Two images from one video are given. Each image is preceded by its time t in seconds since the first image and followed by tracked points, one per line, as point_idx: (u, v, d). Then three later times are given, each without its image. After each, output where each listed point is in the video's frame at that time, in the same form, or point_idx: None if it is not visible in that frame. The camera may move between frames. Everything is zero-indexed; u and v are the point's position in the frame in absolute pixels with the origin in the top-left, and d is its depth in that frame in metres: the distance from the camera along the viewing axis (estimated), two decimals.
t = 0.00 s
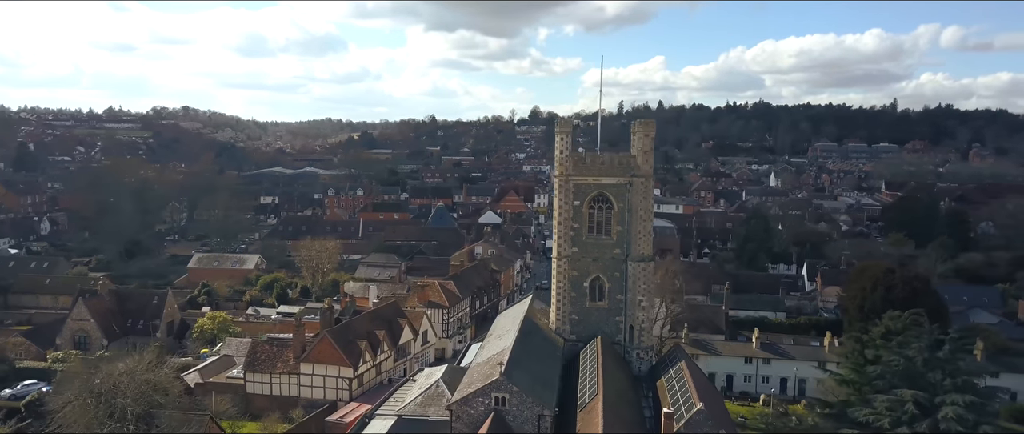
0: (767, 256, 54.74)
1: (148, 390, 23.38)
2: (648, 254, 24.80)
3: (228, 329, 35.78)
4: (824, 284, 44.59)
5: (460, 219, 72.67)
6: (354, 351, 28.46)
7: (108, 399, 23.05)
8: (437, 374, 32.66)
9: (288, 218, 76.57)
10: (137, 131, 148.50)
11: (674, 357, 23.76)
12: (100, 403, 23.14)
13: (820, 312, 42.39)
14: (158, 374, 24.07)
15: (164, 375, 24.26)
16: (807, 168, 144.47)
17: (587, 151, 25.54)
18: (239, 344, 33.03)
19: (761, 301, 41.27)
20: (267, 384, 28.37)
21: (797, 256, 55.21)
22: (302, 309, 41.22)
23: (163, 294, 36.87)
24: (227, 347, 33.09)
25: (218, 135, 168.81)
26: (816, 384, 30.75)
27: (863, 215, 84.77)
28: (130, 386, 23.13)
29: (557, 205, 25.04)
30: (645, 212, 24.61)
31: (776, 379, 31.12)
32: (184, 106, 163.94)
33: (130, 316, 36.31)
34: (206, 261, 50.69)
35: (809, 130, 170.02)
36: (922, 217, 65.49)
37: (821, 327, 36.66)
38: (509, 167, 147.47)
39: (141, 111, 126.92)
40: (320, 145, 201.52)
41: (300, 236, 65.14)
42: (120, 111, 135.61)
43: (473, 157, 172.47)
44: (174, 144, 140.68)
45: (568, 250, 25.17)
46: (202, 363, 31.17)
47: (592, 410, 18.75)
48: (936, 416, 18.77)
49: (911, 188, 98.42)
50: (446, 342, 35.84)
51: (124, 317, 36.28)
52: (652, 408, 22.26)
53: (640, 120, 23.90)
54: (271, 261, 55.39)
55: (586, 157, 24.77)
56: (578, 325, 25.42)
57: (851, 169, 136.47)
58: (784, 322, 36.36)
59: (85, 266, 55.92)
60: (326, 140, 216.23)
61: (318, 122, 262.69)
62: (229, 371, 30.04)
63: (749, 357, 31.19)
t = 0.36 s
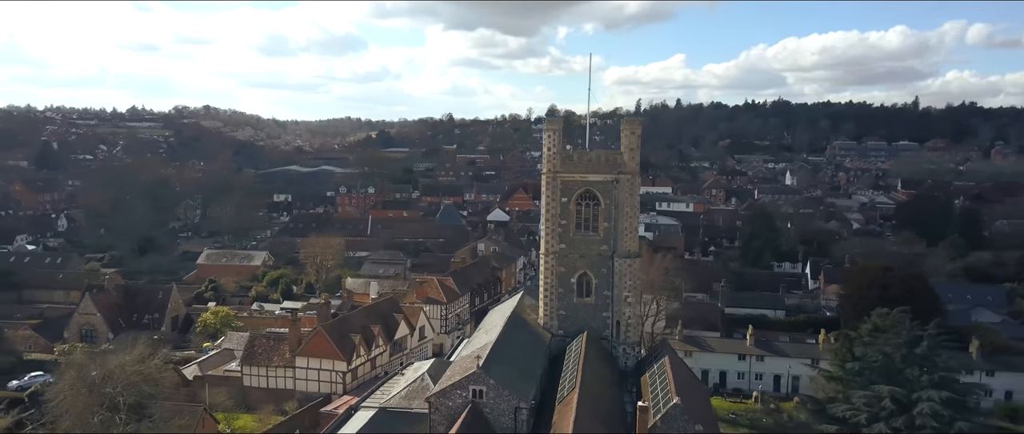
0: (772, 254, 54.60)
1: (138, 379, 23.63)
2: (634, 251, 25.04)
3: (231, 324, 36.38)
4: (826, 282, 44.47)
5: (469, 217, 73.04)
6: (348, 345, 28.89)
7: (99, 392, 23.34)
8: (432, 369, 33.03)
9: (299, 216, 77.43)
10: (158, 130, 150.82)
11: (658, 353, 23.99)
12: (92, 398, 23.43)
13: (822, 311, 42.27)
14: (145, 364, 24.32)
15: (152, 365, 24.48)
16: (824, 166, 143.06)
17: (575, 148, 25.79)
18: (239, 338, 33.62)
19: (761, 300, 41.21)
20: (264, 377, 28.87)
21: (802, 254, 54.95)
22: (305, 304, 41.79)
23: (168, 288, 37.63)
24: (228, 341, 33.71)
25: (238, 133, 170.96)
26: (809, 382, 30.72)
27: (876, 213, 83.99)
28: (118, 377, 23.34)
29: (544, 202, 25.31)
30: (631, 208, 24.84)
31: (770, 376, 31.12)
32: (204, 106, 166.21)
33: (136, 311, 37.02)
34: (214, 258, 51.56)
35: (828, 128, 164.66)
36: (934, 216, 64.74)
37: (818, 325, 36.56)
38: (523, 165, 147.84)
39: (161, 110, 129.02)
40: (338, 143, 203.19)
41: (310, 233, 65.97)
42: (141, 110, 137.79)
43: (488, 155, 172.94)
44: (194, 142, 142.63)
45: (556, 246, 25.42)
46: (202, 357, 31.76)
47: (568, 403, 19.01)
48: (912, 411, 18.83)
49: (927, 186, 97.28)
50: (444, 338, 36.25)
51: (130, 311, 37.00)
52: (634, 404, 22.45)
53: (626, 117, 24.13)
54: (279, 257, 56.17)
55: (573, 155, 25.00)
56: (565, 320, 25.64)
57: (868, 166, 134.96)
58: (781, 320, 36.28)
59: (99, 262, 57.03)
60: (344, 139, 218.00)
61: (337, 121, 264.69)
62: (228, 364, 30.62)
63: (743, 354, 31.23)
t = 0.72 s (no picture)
0: (799, 253, 53.84)
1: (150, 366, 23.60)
2: (639, 247, 25.14)
3: (254, 317, 37.38)
4: (850, 282, 43.75)
5: (498, 214, 73.47)
6: (362, 339, 29.48)
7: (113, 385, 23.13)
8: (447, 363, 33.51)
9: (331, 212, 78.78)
10: (201, 129, 154.85)
11: (662, 350, 24.02)
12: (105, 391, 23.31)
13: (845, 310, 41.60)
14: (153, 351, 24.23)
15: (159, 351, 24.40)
16: (864, 163, 139.81)
17: (581, 144, 25.96)
18: (260, 331, 34.54)
19: (781, 298, 40.74)
20: (280, 368, 29.61)
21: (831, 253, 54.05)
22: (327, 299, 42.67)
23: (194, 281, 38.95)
24: (249, 333, 34.64)
25: (279, 132, 174.54)
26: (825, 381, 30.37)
27: (914, 211, 82.00)
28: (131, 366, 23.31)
29: (550, 198, 25.51)
30: (636, 204, 24.92)
31: (784, 375, 30.85)
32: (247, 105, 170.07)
33: (164, 302, 38.31)
34: (244, 253, 52.92)
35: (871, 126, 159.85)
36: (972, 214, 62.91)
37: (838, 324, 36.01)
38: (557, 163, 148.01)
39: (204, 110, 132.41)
40: (376, 141, 205.83)
41: (340, 229, 67.11)
42: (185, 109, 141.63)
43: (523, 153, 173.38)
44: (236, 139, 145.93)
45: (561, 242, 25.60)
46: (223, 348, 32.69)
47: (563, 396, 19.18)
48: (911, 411, 18.63)
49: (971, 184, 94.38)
50: (461, 333, 36.70)
51: (158, 303, 38.29)
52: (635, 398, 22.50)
53: (631, 114, 24.21)
54: (308, 252, 57.32)
55: (579, 151, 25.18)
56: (571, 316, 25.84)
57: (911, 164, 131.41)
58: (799, 319, 35.84)
59: (136, 256, 58.86)
60: (382, 137, 220.62)
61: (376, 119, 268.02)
62: (247, 355, 31.46)
63: (756, 352, 31.02)
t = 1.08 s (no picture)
0: (821, 253, 53.05)
1: (159, 357, 23.54)
2: (639, 245, 25.17)
3: (271, 312, 38.19)
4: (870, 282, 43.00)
5: (521, 212, 73.76)
6: (368, 334, 29.94)
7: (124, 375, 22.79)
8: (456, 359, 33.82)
9: (358, 209, 79.85)
10: (239, 128, 158.12)
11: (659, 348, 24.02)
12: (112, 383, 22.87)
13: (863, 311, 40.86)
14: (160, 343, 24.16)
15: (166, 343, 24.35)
16: (902, 161, 136.66)
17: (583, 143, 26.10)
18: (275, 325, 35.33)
19: (797, 299, 40.18)
20: (291, 362, 30.26)
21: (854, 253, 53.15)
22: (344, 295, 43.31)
23: (214, 276, 39.92)
24: (265, 328, 35.45)
25: (315, 131, 177.31)
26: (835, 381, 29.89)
27: (948, 211, 80.00)
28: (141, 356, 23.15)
29: (551, 195, 25.69)
30: (637, 202, 24.97)
31: (792, 375, 30.45)
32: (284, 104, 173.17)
33: (185, 296, 39.33)
34: (268, 250, 54.05)
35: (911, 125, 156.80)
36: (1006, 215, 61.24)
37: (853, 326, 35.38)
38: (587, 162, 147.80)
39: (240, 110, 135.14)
40: (410, 140, 207.71)
41: (364, 226, 68.05)
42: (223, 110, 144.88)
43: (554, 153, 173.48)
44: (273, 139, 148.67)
45: (562, 239, 25.77)
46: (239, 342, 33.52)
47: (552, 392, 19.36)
48: (902, 411, 18.37)
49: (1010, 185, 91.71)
50: (472, 329, 37.01)
51: (179, 297, 39.33)
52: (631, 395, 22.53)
53: (632, 111, 24.30)
54: (331, 248, 58.27)
55: (580, 149, 25.32)
56: (572, 313, 25.97)
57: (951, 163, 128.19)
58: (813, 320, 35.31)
59: (166, 251, 60.49)
60: (416, 136, 222.53)
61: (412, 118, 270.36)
62: (260, 349, 32.21)
63: (764, 352, 30.65)
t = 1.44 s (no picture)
0: (845, 252, 52.11)
1: (163, 348, 24.40)
2: (637, 242, 25.19)
3: (287, 306, 38.99)
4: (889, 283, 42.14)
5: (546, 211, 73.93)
6: (375, 329, 30.42)
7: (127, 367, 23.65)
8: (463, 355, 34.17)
9: (386, 207, 80.88)
10: (279, 128, 161.51)
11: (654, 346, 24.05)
12: (117, 373, 23.81)
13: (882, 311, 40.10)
14: (164, 334, 25.09)
15: (170, 335, 25.28)
16: (944, 161, 133.03)
17: (583, 140, 26.21)
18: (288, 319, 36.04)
19: (813, 299, 39.59)
20: (300, 355, 30.90)
21: (879, 254, 52.10)
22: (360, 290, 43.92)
23: (234, 272, 40.89)
24: (278, 321, 36.20)
25: (353, 131, 180.07)
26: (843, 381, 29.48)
27: (986, 212, 77.71)
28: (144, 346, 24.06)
29: (550, 192, 25.86)
30: (635, 200, 25.01)
31: (799, 375, 30.09)
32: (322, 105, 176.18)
33: (206, 291, 40.30)
34: (291, 247, 55.16)
35: (956, 124, 152.58)
36: None
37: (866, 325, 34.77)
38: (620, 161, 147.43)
39: (278, 110, 137.88)
40: (445, 139, 209.41)
41: (389, 224, 68.96)
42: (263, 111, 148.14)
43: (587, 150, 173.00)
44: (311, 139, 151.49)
45: (561, 236, 25.91)
46: (253, 336, 34.30)
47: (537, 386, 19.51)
48: (890, 410, 18.18)
49: None
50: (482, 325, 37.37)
51: (201, 292, 40.34)
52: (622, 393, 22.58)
53: (629, 108, 24.38)
54: (354, 245, 59.23)
55: (579, 146, 25.44)
56: (570, 309, 26.11)
57: (995, 163, 124.43)
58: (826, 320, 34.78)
59: (196, 248, 62.19)
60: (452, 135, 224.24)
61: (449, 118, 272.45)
62: (272, 342, 32.94)
63: (771, 352, 30.30)
